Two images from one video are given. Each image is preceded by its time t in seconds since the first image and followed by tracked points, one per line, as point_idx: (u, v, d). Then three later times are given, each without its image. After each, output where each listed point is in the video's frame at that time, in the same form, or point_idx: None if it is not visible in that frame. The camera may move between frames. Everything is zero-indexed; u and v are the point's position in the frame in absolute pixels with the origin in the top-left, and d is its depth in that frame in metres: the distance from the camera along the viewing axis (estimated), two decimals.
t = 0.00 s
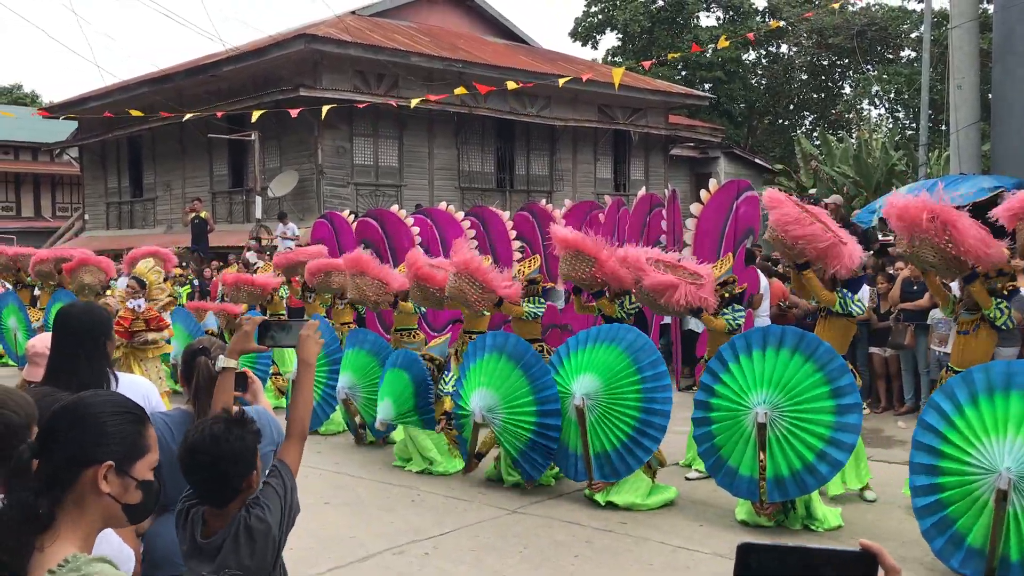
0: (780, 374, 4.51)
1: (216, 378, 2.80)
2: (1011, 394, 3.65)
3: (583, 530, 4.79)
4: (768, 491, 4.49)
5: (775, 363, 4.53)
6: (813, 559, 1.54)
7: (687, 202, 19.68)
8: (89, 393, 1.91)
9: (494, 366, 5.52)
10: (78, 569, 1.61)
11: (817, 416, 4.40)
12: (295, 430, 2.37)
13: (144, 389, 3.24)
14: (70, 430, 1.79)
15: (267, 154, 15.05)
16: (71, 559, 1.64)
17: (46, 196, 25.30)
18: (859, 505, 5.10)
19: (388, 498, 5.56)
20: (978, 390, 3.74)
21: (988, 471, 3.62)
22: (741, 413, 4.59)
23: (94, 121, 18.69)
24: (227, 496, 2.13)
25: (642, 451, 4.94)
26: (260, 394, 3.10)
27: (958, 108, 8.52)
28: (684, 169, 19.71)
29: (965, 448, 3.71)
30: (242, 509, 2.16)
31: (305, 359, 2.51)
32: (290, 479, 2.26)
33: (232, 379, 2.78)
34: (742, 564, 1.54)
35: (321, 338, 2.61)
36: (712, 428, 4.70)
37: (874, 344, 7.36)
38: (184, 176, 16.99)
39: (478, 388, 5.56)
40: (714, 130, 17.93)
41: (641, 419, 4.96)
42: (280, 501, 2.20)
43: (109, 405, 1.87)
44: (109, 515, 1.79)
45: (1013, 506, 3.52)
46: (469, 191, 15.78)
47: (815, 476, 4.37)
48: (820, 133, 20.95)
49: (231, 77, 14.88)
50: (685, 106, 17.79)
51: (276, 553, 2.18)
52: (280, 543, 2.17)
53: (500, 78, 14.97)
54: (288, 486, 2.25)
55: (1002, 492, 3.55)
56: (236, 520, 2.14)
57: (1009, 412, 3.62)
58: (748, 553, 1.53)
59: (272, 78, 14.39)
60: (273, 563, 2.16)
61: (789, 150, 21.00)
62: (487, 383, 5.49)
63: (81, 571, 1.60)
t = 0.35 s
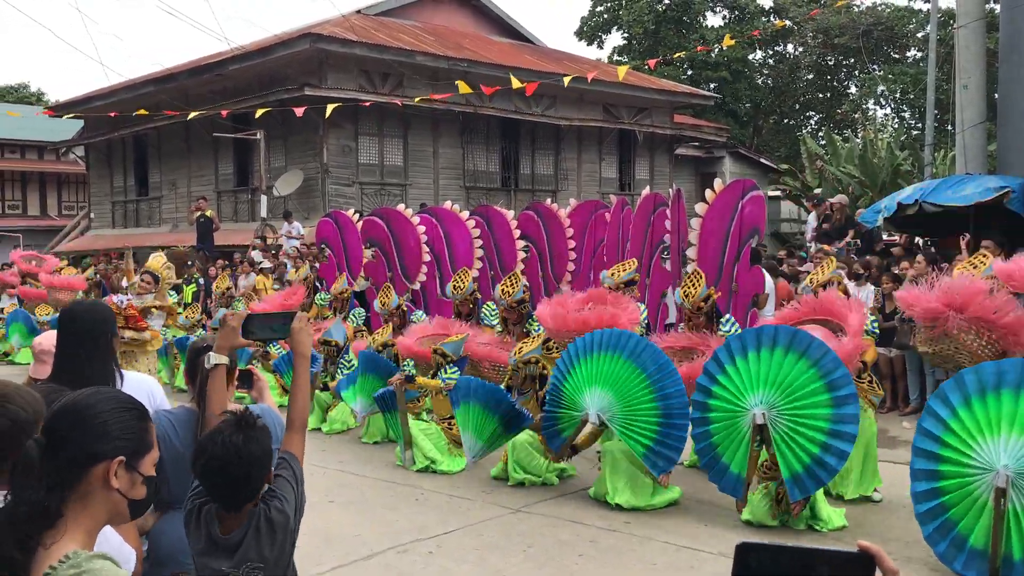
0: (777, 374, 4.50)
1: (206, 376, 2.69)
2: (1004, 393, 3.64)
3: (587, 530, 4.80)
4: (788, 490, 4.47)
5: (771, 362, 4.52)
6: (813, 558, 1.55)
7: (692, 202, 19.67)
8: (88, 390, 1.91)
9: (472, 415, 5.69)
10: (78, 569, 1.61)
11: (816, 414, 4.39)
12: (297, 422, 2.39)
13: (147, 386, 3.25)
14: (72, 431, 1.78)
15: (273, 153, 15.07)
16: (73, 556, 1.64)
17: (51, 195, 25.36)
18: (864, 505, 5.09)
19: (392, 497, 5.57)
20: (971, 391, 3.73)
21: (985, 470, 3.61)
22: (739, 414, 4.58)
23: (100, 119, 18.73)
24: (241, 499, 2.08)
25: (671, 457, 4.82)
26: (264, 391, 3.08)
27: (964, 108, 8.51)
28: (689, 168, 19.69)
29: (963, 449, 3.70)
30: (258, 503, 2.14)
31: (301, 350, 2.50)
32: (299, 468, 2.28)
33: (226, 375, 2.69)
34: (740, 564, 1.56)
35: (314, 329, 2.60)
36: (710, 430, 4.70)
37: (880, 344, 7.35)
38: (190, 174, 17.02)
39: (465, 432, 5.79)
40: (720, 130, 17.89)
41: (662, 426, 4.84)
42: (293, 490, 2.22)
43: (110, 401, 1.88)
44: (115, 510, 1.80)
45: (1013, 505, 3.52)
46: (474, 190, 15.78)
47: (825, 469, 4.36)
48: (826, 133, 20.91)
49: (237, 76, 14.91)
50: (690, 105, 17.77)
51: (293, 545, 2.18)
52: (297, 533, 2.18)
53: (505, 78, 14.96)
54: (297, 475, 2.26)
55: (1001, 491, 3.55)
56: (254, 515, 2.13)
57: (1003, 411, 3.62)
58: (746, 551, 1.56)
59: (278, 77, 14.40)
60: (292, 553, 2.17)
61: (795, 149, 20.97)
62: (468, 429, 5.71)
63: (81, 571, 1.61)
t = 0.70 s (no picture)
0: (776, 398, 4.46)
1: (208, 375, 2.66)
2: (1008, 393, 3.64)
3: (592, 528, 4.79)
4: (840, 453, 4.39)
5: (763, 394, 4.50)
6: (809, 556, 1.59)
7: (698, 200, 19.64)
8: (94, 384, 1.90)
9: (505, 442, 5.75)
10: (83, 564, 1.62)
11: (823, 429, 4.38)
12: (303, 416, 2.40)
13: (152, 381, 3.25)
14: (80, 426, 1.78)
15: (279, 150, 15.09)
16: (79, 550, 1.65)
17: (59, 191, 25.45)
18: (870, 505, 5.08)
19: (397, 494, 5.57)
20: (975, 391, 3.74)
21: (993, 470, 3.59)
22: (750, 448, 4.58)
23: (108, 116, 18.76)
24: (260, 495, 2.07)
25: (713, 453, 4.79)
26: (270, 387, 3.08)
27: (973, 107, 8.47)
28: (696, 167, 19.66)
29: (968, 450, 3.69)
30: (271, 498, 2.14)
31: (303, 345, 2.49)
32: (309, 461, 2.29)
33: (224, 372, 2.65)
34: (736, 561, 1.60)
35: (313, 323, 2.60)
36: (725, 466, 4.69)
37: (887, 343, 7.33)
38: (196, 171, 17.04)
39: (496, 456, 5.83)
40: (726, 128, 17.84)
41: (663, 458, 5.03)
42: (305, 482, 2.23)
43: (118, 396, 1.88)
44: (125, 503, 1.81)
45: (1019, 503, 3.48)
46: (480, 188, 15.78)
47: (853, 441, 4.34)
48: (833, 132, 20.86)
49: (243, 73, 14.92)
50: (697, 103, 17.74)
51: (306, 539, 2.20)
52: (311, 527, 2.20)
53: (512, 76, 14.96)
54: (308, 468, 2.28)
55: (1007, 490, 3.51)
56: (270, 509, 2.12)
57: (1008, 409, 3.61)
58: (742, 549, 1.60)
59: (285, 74, 14.42)
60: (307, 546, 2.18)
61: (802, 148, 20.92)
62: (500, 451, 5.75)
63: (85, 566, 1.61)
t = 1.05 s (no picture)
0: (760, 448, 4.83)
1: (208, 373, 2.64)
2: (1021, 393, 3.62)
3: (596, 524, 4.79)
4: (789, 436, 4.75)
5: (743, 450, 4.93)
6: (817, 550, 1.61)
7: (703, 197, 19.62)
8: (121, 385, 1.94)
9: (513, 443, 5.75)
10: (73, 556, 1.59)
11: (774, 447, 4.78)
12: (305, 411, 2.40)
13: (157, 377, 3.26)
14: (97, 418, 1.80)
15: (284, 146, 15.11)
16: (69, 542, 1.63)
17: (65, 187, 25.50)
18: (875, 502, 5.06)
19: (401, 490, 5.58)
20: (987, 387, 3.72)
21: (990, 464, 3.59)
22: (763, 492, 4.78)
23: (113, 112, 18.78)
24: (265, 491, 2.08)
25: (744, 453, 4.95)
26: (274, 382, 3.07)
27: (980, 104, 8.44)
28: (701, 164, 19.64)
29: (969, 441, 3.68)
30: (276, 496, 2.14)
31: (302, 341, 2.48)
32: (314, 458, 2.29)
33: (225, 368, 2.64)
34: (745, 555, 1.63)
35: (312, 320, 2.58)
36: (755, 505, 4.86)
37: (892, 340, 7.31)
38: (201, 167, 17.06)
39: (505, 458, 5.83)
40: (732, 125, 17.80)
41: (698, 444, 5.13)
42: (311, 481, 2.23)
43: (140, 396, 1.90)
44: (121, 505, 1.78)
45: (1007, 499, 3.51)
46: (484, 185, 15.77)
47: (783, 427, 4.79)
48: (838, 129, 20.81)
49: (248, 68, 14.92)
50: (703, 99, 17.70)
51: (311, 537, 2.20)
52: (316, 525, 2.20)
53: (517, 72, 14.94)
54: (314, 465, 2.28)
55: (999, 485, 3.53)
56: (275, 505, 2.13)
57: (1017, 409, 3.59)
58: (751, 540, 1.62)
59: (290, 70, 14.42)
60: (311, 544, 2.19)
61: (807, 145, 20.88)
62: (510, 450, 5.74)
63: (75, 558, 1.59)
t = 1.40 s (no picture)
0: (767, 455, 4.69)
1: (212, 368, 2.67)
2: None
3: (596, 520, 4.80)
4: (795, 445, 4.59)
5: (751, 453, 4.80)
6: (820, 546, 1.62)
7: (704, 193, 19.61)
8: (131, 379, 1.94)
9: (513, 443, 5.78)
10: (77, 553, 1.60)
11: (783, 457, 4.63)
12: (306, 409, 2.40)
13: (158, 371, 3.27)
14: (106, 414, 1.79)
15: (285, 141, 15.10)
16: (74, 539, 1.63)
17: (66, 182, 25.51)
18: (875, 500, 5.06)
19: (402, 486, 5.59)
20: None
21: (985, 498, 3.91)
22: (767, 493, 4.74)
23: (115, 107, 18.78)
24: (262, 488, 2.08)
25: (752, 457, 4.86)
26: (274, 378, 3.07)
27: (982, 100, 8.43)
28: (702, 160, 19.63)
29: (990, 457, 3.88)
30: (273, 493, 2.14)
31: (307, 338, 2.49)
32: (313, 456, 2.29)
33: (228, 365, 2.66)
34: (746, 552, 1.63)
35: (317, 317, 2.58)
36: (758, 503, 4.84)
37: (893, 337, 7.31)
38: (203, 162, 17.05)
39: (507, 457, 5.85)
40: (734, 121, 17.79)
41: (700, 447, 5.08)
42: (309, 479, 2.23)
43: (150, 391, 1.90)
44: (133, 499, 1.80)
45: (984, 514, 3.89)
46: (486, 181, 15.77)
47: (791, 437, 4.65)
48: (840, 125, 20.77)
49: (250, 64, 14.92)
50: (705, 95, 17.67)
51: (308, 533, 2.20)
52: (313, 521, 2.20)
53: (518, 68, 14.93)
54: (312, 463, 2.28)
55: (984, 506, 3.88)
56: (271, 502, 2.13)
57: None
58: (753, 537, 1.62)
59: (292, 65, 14.42)
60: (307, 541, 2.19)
61: (809, 142, 20.84)
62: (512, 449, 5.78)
63: (79, 556, 1.60)
